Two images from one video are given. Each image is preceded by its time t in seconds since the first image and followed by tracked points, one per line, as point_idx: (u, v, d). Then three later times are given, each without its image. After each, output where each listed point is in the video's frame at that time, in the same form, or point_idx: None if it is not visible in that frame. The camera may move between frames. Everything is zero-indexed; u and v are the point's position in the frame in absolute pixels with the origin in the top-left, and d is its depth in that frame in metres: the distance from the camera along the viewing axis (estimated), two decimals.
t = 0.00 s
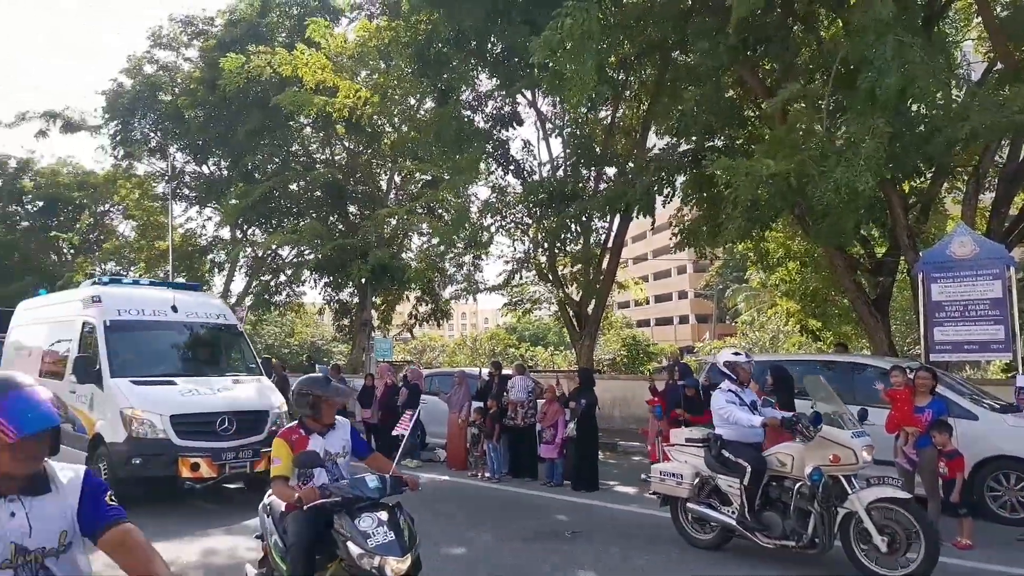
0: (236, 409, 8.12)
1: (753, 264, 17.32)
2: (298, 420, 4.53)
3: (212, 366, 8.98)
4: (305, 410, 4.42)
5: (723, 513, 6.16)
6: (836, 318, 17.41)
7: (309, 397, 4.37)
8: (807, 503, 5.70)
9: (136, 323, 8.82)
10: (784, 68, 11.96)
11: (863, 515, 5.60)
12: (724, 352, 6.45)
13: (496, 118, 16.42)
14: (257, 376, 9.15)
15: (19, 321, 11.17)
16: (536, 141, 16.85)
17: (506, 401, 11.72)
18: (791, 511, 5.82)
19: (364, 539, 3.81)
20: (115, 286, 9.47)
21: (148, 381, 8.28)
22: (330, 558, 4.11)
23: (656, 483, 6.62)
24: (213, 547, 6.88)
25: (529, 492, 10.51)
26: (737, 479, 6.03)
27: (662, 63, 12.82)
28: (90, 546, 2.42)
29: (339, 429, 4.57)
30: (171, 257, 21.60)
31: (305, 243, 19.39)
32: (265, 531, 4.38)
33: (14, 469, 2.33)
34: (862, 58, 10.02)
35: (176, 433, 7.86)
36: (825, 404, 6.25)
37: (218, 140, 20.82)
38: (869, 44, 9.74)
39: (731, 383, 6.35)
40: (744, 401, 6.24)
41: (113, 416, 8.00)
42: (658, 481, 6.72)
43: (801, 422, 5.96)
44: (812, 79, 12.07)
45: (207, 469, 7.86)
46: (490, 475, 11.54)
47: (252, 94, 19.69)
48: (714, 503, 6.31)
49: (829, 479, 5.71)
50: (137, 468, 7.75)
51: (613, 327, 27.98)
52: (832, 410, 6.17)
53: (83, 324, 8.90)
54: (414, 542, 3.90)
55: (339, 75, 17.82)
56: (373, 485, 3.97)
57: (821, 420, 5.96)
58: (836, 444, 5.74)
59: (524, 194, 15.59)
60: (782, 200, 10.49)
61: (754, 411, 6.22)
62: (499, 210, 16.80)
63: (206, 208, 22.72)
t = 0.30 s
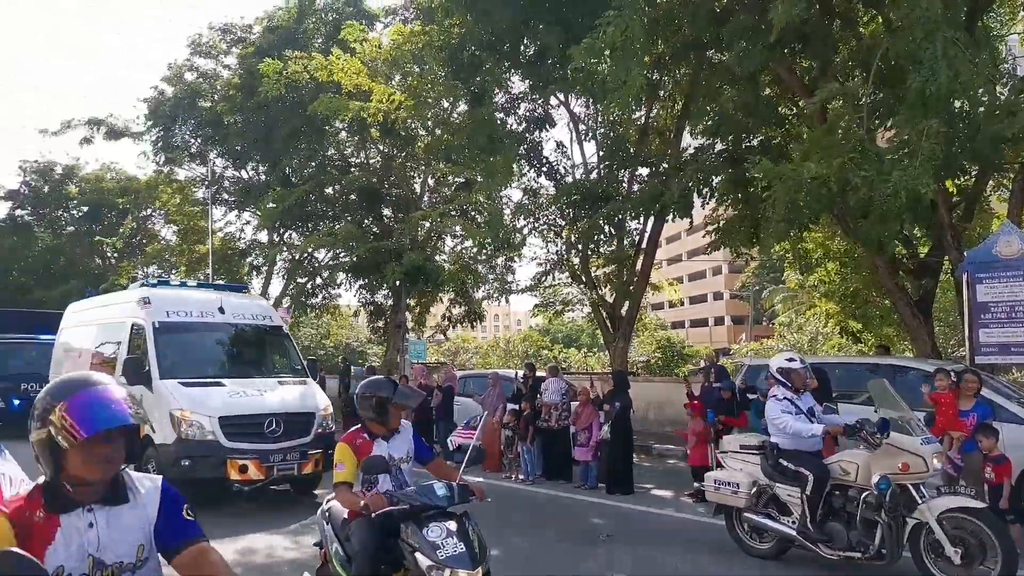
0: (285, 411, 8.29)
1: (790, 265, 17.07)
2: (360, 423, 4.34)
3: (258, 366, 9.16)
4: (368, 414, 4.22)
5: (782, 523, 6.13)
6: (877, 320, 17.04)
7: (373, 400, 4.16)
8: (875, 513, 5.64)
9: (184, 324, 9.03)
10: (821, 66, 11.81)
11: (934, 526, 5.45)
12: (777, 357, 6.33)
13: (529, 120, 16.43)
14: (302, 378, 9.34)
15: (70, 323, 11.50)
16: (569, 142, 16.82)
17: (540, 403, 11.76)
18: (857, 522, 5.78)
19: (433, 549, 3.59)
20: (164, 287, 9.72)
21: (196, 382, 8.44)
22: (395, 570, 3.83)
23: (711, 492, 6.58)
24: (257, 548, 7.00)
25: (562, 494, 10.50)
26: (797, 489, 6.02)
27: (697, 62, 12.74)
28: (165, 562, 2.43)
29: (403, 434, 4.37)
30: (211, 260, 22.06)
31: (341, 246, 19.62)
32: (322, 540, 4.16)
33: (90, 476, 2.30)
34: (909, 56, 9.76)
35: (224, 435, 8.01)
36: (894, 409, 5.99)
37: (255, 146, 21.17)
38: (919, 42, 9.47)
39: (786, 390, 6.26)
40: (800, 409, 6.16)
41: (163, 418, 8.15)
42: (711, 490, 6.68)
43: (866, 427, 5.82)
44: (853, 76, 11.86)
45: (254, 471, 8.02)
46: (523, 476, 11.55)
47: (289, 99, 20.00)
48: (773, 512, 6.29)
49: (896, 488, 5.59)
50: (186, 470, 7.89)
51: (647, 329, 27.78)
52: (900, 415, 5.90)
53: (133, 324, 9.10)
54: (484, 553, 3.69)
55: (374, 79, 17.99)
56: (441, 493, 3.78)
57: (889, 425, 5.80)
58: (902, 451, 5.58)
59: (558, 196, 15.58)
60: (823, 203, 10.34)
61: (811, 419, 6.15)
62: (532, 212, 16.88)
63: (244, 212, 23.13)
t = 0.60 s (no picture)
0: (332, 410, 8.37)
1: (827, 263, 16.78)
2: (426, 426, 4.29)
3: (303, 365, 9.28)
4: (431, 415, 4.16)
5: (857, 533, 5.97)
6: (917, 319, 16.66)
7: (437, 403, 4.09)
8: (960, 522, 5.40)
9: (230, 323, 9.19)
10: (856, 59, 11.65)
11: None
12: (850, 358, 6.17)
13: (560, 119, 16.37)
14: (346, 378, 9.48)
15: (116, 323, 11.72)
16: (601, 141, 16.73)
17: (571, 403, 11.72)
18: (942, 532, 5.50)
19: (506, 561, 3.42)
20: (209, 288, 9.95)
21: (241, 382, 8.55)
22: None
23: (780, 500, 6.47)
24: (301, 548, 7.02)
25: (593, 495, 10.46)
26: (875, 496, 5.86)
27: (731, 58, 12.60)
28: None
29: (470, 435, 4.30)
30: (247, 261, 22.41)
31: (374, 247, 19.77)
32: (386, 544, 4.18)
33: (159, 493, 2.12)
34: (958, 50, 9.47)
35: (269, 434, 8.04)
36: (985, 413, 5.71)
37: (289, 148, 21.46)
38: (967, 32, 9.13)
39: (859, 393, 6.12)
40: (872, 414, 6.04)
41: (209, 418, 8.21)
42: (781, 498, 6.56)
43: (949, 431, 5.55)
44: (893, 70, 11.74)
45: (301, 471, 8.09)
46: (555, 476, 11.54)
47: (323, 101, 20.24)
48: (847, 521, 6.15)
49: (983, 496, 5.34)
50: (232, 470, 7.92)
51: (680, 328, 27.57)
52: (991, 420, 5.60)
53: (180, 325, 9.32)
54: (558, 565, 3.52)
55: (407, 81, 18.07)
56: (512, 500, 3.62)
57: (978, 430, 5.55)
58: (993, 458, 5.27)
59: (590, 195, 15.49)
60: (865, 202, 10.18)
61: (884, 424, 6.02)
62: (563, 212, 17.01)
63: (280, 213, 23.44)
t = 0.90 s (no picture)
0: (361, 412, 8.38)
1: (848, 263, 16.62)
2: (482, 425, 4.02)
3: (329, 366, 9.25)
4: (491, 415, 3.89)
5: (934, 545, 5.60)
6: (940, 319, 16.47)
7: (499, 401, 3.83)
8: None
9: (257, 323, 9.22)
10: (879, 57, 11.57)
11: None
12: (922, 358, 5.79)
13: (578, 119, 16.36)
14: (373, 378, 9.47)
15: (143, 323, 11.84)
16: (620, 142, 16.70)
17: (589, 404, 11.76)
18: None
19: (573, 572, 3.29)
20: (237, 287, 9.98)
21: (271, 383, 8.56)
22: None
23: (849, 508, 6.05)
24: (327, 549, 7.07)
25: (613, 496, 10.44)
26: (955, 506, 5.52)
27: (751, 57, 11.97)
28: None
29: (527, 439, 4.04)
30: (268, 262, 22.64)
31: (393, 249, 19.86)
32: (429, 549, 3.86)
33: (243, 518, 1.86)
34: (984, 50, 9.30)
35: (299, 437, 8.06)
36: None
37: (310, 151, 21.66)
38: (990, 27, 8.88)
39: (932, 395, 5.75)
40: (949, 418, 5.69)
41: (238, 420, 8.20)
42: (847, 506, 6.14)
43: None
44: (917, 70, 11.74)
45: (331, 473, 8.12)
46: (574, 477, 11.54)
47: (342, 104, 20.43)
48: (920, 531, 5.77)
49: None
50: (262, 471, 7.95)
51: (698, 328, 27.47)
52: None
53: (208, 325, 9.40)
54: None
55: (425, 82, 18.16)
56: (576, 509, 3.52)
57: None
58: None
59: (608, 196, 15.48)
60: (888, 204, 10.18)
61: (960, 428, 5.70)
62: (580, 212, 17.01)
63: (300, 216, 23.66)
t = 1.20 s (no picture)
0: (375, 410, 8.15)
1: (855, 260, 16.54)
2: (517, 425, 3.75)
3: (343, 362, 9.04)
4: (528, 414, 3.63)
5: (1009, 556, 5.42)
6: (948, 317, 16.38)
7: (537, 401, 3.57)
8: None
9: (270, 318, 9.01)
10: (888, 53, 11.48)
11: None
12: (997, 358, 6.16)
13: (584, 115, 16.29)
14: (389, 376, 9.24)
15: (153, 319, 11.82)
16: (626, 138, 16.64)
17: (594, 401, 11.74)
18: None
19: None
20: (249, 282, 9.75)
21: (285, 380, 8.35)
22: None
23: (917, 515, 5.97)
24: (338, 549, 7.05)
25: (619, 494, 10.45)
26: None
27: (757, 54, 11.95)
28: None
29: (566, 441, 3.78)
30: (274, 259, 22.71)
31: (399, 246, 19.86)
32: (461, 561, 3.49)
33: (352, 544, 1.59)
34: (990, 39, 9.24)
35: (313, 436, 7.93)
36: None
37: (316, 148, 21.68)
38: (996, 20, 8.86)
39: (1007, 394, 6.03)
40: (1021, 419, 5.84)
41: (251, 418, 8.11)
42: (917, 514, 6.05)
43: None
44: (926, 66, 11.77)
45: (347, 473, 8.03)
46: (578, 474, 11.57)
47: (348, 101, 20.43)
48: (995, 542, 5.60)
49: None
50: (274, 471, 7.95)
51: (704, 325, 27.43)
52: None
53: (220, 320, 9.18)
54: None
55: (431, 79, 18.10)
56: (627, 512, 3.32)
57: None
58: None
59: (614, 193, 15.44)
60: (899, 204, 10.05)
61: None
62: (586, 209, 16.97)
63: (305, 212, 23.66)
